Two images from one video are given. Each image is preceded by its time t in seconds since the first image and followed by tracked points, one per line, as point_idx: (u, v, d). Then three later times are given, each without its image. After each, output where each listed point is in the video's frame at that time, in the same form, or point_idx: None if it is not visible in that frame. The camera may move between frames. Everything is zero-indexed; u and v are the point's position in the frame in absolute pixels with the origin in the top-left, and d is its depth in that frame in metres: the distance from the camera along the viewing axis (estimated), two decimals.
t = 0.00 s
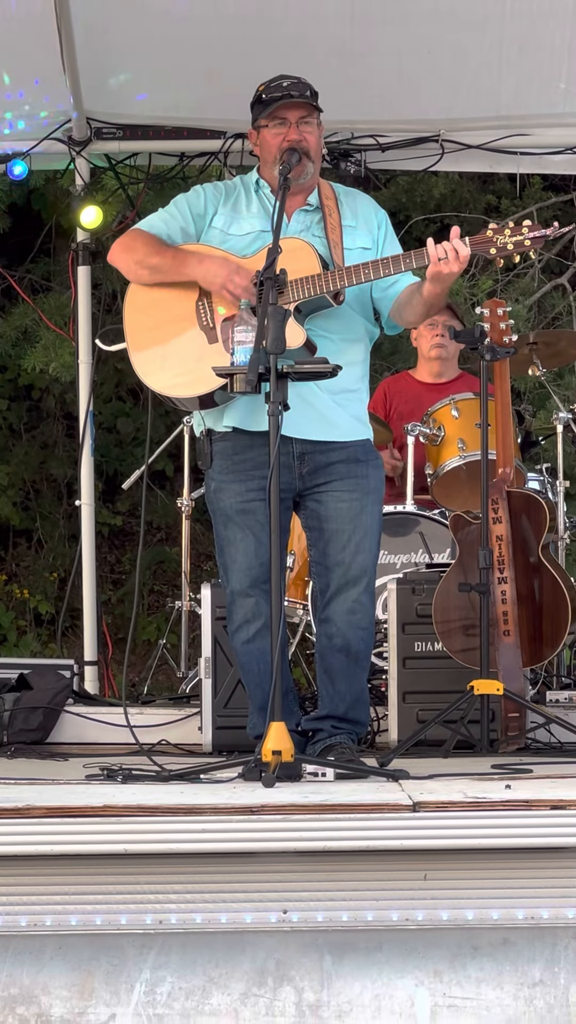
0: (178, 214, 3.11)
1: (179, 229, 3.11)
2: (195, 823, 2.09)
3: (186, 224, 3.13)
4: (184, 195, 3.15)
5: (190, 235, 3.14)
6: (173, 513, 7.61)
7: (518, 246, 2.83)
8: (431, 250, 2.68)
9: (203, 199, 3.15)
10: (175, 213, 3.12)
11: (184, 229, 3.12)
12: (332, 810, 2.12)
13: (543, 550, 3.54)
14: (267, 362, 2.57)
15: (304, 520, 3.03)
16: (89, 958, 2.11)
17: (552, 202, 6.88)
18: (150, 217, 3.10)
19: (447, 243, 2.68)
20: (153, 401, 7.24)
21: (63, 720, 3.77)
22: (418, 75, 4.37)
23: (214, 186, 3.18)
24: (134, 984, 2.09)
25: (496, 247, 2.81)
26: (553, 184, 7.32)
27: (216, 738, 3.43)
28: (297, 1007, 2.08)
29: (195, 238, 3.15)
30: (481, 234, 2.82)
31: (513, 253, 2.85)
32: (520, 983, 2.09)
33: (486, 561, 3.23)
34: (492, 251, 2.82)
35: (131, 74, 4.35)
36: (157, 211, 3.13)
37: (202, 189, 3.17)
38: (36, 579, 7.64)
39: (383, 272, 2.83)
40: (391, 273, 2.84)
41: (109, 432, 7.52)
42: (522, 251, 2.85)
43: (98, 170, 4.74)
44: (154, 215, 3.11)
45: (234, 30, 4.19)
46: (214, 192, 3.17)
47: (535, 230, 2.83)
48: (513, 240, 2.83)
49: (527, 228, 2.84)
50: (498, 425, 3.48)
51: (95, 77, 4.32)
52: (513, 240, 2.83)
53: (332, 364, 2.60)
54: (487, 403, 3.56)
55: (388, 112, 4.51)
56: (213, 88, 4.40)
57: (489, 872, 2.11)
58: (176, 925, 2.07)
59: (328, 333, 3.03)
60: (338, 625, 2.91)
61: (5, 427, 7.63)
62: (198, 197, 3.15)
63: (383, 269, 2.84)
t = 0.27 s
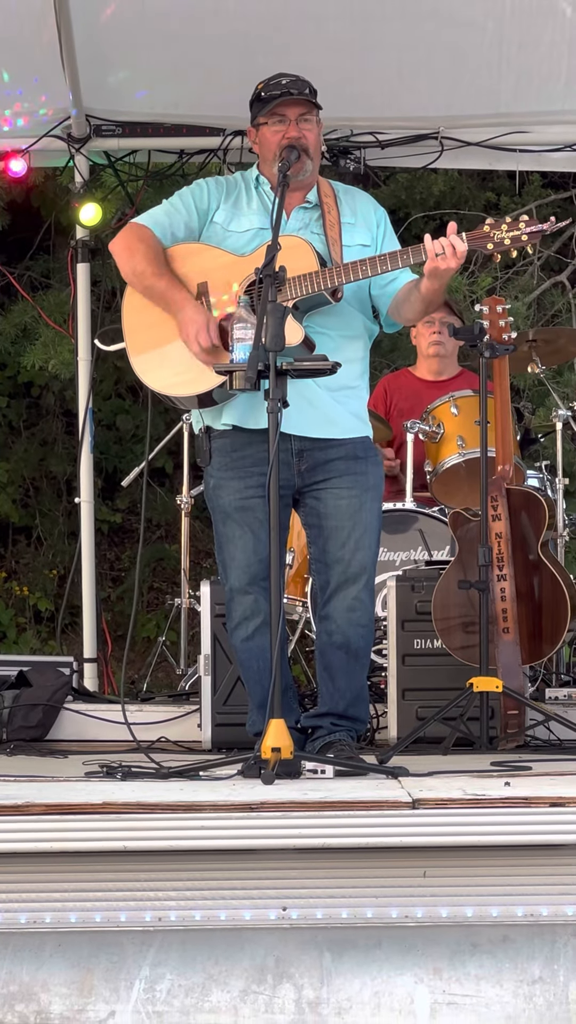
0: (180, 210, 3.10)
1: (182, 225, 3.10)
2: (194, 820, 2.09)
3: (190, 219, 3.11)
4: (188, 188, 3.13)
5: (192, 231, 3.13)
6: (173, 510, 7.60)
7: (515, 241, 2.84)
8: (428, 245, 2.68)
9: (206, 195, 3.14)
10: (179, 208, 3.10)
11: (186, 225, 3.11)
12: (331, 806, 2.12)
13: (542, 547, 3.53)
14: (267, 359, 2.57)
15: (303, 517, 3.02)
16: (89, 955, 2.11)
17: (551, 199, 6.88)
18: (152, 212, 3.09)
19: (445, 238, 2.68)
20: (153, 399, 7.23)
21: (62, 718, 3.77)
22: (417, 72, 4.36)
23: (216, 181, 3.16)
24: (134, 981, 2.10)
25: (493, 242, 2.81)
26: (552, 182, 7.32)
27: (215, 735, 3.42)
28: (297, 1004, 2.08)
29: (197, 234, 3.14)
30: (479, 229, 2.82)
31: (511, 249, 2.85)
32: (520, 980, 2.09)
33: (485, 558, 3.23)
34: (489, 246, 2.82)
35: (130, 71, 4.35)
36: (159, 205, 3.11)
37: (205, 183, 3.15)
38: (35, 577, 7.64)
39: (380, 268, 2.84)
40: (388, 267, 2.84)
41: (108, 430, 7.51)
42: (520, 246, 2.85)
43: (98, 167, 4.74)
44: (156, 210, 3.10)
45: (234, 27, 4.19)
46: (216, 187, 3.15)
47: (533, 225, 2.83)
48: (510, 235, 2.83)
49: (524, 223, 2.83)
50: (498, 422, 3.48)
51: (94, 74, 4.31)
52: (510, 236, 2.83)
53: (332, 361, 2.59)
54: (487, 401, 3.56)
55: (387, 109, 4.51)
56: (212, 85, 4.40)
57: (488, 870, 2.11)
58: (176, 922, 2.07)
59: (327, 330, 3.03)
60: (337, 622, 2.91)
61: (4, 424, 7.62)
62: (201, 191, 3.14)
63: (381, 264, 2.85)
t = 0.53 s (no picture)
0: (176, 210, 3.10)
1: (178, 225, 3.10)
2: (195, 819, 2.09)
3: (185, 219, 3.11)
4: (183, 188, 3.13)
5: (189, 232, 3.13)
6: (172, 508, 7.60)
7: (514, 239, 2.82)
8: (427, 244, 2.68)
9: (202, 194, 3.13)
10: (174, 208, 3.10)
11: (183, 225, 3.11)
12: (331, 805, 2.12)
13: (543, 545, 3.53)
14: (267, 357, 2.57)
15: (303, 515, 3.02)
16: (89, 953, 2.11)
17: (551, 196, 6.87)
18: (149, 213, 3.09)
19: (444, 237, 2.68)
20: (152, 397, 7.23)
21: (62, 716, 3.77)
22: (417, 70, 4.36)
23: (212, 180, 3.16)
24: (134, 979, 2.09)
25: (491, 241, 2.81)
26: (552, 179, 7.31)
27: (215, 733, 3.42)
28: (297, 1002, 2.07)
29: (194, 234, 3.14)
30: (477, 228, 2.81)
31: (510, 246, 2.85)
32: (521, 978, 2.09)
33: (485, 556, 3.22)
34: (487, 245, 2.83)
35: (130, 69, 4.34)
36: (156, 206, 3.11)
37: (201, 183, 3.15)
38: (35, 575, 7.64)
39: (379, 266, 2.83)
40: (387, 266, 2.83)
41: (107, 428, 7.51)
42: (519, 245, 2.83)
43: (98, 165, 4.73)
44: (152, 211, 3.10)
45: (233, 25, 4.18)
46: (212, 186, 3.15)
47: (532, 224, 2.81)
48: (509, 234, 2.82)
49: (523, 223, 2.81)
50: (498, 421, 3.49)
51: (93, 72, 4.31)
52: (509, 235, 2.82)
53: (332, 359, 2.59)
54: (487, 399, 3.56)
55: (387, 106, 4.50)
56: (212, 83, 4.39)
57: (488, 868, 2.11)
58: (176, 920, 2.07)
59: (326, 327, 3.03)
60: (337, 620, 2.91)
61: (4, 422, 7.62)
62: (196, 191, 3.13)
63: (379, 264, 2.84)
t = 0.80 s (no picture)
0: (176, 208, 3.10)
1: (178, 222, 3.10)
2: (195, 816, 2.09)
3: (185, 216, 3.11)
4: (183, 186, 3.14)
5: (189, 228, 3.12)
6: (172, 505, 7.60)
7: (513, 237, 2.82)
8: (425, 239, 2.67)
9: (202, 191, 3.13)
10: (174, 205, 3.10)
11: (183, 222, 3.11)
12: (331, 802, 2.12)
13: (542, 542, 3.53)
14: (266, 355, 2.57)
15: (303, 512, 3.02)
16: (89, 950, 2.11)
17: (551, 193, 6.87)
18: (149, 210, 3.09)
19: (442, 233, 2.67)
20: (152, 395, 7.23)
21: (62, 713, 3.77)
22: (417, 67, 4.35)
23: (212, 178, 3.16)
24: (134, 976, 2.10)
25: (490, 237, 2.81)
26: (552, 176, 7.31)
27: (215, 730, 3.42)
28: (297, 1000, 2.08)
29: (194, 231, 3.13)
30: (476, 224, 2.81)
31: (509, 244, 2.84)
32: (520, 975, 2.09)
33: (485, 553, 3.23)
34: (486, 241, 2.82)
35: (130, 66, 4.34)
36: (156, 204, 3.11)
37: (201, 180, 3.14)
38: (35, 572, 7.64)
39: (378, 264, 2.83)
40: (386, 263, 2.84)
41: (107, 425, 7.51)
42: (518, 242, 2.83)
43: (97, 163, 4.73)
44: (152, 208, 3.10)
45: (233, 23, 4.18)
46: (212, 184, 3.14)
47: (531, 222, 2.81)
48: (508, 231, 2.82)
49: (521, 220, 2.82)
50: (497, 418, 3.49)
51: (93, 70, 4.30)
52: (508, 231, 2.82)
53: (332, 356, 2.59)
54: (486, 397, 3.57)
55: (387, 104, 4.50)
56: (211, 80, 4.39)
57: (488, 864, 2.11)
58: (176, 917, 2.08)
59: (325, 325, 3.03)
60: (337, 617, 2.91)
61: (4, 419, 7.62)
62: (196, 188, 3.13)
63: (379, 260, 2.84)
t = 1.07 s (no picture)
0: (177, 204, 3.10)
1: (178, 219, 3.10)
2: (195, 814, 2.09)
3: (186, 213, 3.12)
4: (185, 182, 3.14)
5: (189, 225, 3.13)
6: (173, 503, 7.60)
7: (514, 235, 2.82)
8: (427, 238, 2.67)
9: (203, 188, 3.13)
10: (175, 202, 3.11)
11: (183, 219, 3.11)
12: (332, 799, 2.12)
13: (543, 540, 3.53)
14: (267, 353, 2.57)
15: (303, 510, 3.02)
16: (89, 948, 2.11)
17: (552, 191, 6.86)
18: (149, 207, 3.09)
19: (444, 232, 2.67)
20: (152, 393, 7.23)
21: (62, 711, 3.77)
22: (417, 65, 4.35)
23: (214, 175, 3.17)
24: (134, 974, 2.09)
25: (492, 236, 2.80)
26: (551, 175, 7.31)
27: (215, 728, 3.42)
28: (297, 997, 2.07)
29: (195, 228, 3.14)
30: (477, 223, 2.81)
31: (510, 243, 2.84)
32: (521, 972, 2.09)
33: (485, 551, 3.23)
34: (488, 240, 2.81)
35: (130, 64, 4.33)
36: (157, 200, 3.12)
37: (202, 178, 3.15)
38: (36, 569, 7.63)
39: (379, 262, 2.82)
40: (387, 262, 2.83)
41: (108, 423, 7.51)
42: (519, 241, 2.83)
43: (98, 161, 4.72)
44: (153, 204, 3.10)
45: (233, 20, 4.17)
46: (213, 181, 3.15)
47: (532, 221, 2.81)
48: (509, 230, 2.81)
49: (522, 218, 2.81)
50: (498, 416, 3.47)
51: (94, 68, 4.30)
52: (509, 230, 2.81)
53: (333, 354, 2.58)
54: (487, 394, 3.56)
55: (387, 102, 4.50)
56: (212, 78, 4.38)
57: (488, 861, 2.11)
58: (177, 915, 2.08)
59: (325, 323, 3.02)
60: (338, 615, 2.90)
61: (5, 417, 7.62)
62: (198, 185, 3.14)
63: (379, 258, 2.83)
